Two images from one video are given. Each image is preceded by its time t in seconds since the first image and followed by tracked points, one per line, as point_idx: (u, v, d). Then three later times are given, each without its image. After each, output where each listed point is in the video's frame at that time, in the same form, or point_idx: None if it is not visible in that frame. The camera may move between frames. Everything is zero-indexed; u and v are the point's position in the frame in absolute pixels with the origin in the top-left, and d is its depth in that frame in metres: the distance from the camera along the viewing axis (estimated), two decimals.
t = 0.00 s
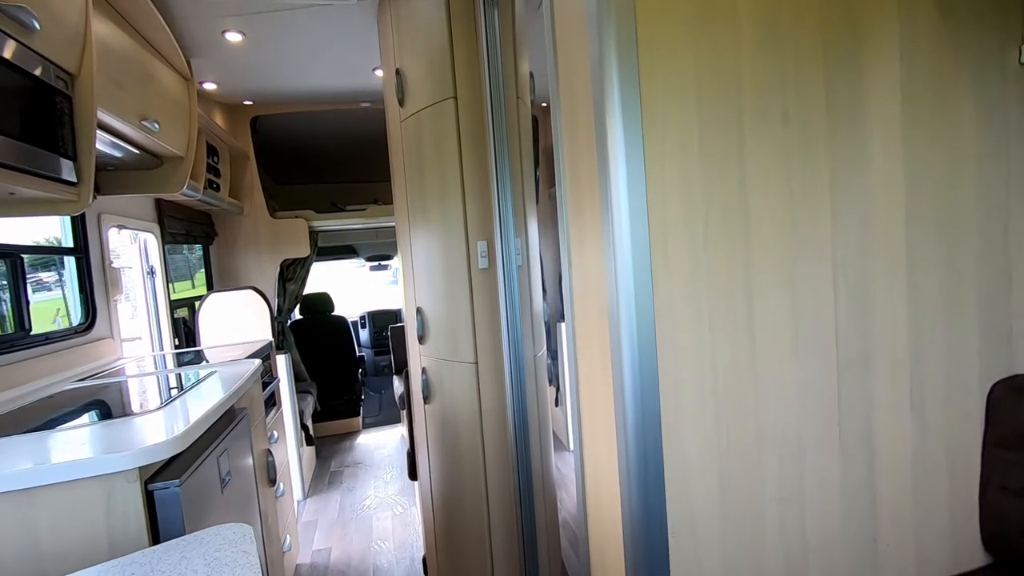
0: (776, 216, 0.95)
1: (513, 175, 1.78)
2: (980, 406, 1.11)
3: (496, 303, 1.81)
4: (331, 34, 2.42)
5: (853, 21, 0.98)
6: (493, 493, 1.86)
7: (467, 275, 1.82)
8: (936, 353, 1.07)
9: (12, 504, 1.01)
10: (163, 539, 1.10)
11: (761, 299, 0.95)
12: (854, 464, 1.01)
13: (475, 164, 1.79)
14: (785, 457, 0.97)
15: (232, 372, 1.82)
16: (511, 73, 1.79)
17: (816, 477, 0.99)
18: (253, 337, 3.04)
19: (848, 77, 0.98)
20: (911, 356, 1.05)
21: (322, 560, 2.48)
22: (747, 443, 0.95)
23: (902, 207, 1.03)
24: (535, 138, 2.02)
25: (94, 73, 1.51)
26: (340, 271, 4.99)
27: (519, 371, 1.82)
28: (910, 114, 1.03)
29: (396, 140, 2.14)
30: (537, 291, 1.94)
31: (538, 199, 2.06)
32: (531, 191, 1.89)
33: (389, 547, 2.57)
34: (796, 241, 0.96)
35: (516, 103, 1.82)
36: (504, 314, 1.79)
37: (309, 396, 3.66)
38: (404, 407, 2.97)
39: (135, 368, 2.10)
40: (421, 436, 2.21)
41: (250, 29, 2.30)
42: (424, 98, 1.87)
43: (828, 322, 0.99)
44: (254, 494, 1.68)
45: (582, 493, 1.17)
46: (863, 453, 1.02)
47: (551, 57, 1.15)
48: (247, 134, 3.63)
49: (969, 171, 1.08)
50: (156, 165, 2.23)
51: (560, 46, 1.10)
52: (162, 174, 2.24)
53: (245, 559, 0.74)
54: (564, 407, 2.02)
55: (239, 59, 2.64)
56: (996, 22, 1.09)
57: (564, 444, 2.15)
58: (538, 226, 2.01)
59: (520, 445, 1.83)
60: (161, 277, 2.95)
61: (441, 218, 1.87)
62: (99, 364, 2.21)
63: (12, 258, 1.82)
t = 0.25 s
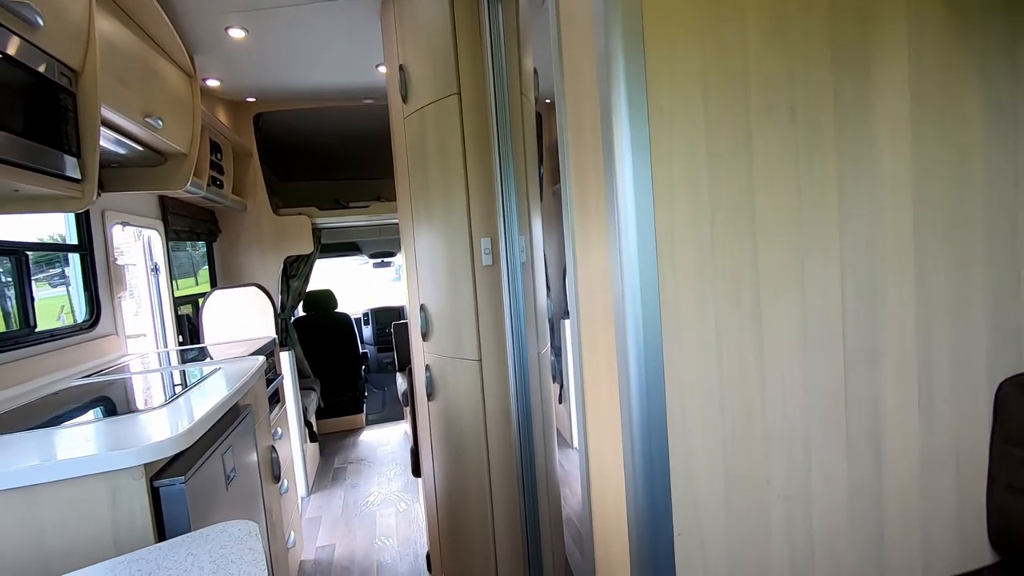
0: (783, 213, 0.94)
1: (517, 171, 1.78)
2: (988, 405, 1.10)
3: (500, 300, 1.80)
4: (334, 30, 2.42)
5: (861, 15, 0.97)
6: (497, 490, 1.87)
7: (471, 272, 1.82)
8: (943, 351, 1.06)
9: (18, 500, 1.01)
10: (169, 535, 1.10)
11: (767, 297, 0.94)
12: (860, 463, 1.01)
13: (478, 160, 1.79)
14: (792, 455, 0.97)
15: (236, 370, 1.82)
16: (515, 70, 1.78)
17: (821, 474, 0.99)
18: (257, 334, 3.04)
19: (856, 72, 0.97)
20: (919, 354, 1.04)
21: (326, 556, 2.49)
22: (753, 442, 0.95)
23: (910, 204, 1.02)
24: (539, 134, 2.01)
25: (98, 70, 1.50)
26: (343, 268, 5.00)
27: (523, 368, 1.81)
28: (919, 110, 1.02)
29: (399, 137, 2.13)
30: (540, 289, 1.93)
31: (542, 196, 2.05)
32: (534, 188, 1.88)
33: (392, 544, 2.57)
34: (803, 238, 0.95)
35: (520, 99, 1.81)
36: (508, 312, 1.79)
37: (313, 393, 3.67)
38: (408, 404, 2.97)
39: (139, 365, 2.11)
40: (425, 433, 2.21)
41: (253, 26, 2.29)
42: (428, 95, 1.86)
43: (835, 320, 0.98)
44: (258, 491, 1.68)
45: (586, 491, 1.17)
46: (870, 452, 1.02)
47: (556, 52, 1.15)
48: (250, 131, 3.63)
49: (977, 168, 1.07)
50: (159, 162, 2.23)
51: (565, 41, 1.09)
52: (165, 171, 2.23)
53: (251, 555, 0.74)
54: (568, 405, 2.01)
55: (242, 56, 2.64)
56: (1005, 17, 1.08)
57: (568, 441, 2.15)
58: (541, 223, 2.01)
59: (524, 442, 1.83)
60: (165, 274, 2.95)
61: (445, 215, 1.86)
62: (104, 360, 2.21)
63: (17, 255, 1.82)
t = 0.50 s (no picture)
0: (788, 210, 0.94)
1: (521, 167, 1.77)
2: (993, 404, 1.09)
3: (504, 296, 1.80)
4: (339, 26, 2.42)
5: (869, 12, 0.96)
6: (500, 485, 1.87)
7: (475, 268, 1.82)
8: (949, 349, 1.06)
9: (27, 492, 1.02)
10: (175, 528, 1.11)
11: (772, 294, 0.94)
12: (864, 461, 1.01)
13: (483, 156, 1.79)
14: (795, 453, 0.97)
15: (241, 364, 1.83)
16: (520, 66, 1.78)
17: (825, 471, 0.99)
18: (261, 329, 3.04)
19: (863, 69, 0.97)
20: (923, 352, 1.04)
21: (330, 550, 2.50)
22: (757, 439, 0.95)
23: (917, 201, 1.01)
24: (543, 129, 2.01)
25: (104, 66, 1.51)
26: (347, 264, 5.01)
27: (526, 364, 1.81)
28: (926, 106, 1.01)
29: (403, 133, 2.13)
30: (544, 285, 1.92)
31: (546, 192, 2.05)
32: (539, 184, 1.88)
33: (396, 538, 2.58)
34: (809, 236, 0.95)
35: (525, 95, 1.81)
36: (512, 308, 1.79)
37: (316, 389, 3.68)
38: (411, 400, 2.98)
39: (144, 360, 2.12)
40: (428, 428, 2.22)
41: (258, 21, 2.29)
42: (433, 91, 1.86)
43: (840, 318, 0.98)
44: (263, 485, 1.69)
45: (590, 487, 1.17)
46: (874, 450, 1.01)
47: (561, 48, 1.14)
48: (255, 127, 3.63)
49: (985, 166, 1.07)
50: (164, 158, 2.24)
51: (571, 37, 1.08)
52: (170, 167, 2.24)
53: (257, 548, 0.75)
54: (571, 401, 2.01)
55: (247, 51, 2.64)
56: (1014, 13, 1.07)
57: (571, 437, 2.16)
58: (545, 219, 2.01)
59: (527, 438, 1.83)
60: (170, 269, 2.96)
61: (449, 211, 1.86)
62: (110, 355, 2.23)
63: (23, 249, 1.83)
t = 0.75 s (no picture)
0: (789, 213, 0.94)
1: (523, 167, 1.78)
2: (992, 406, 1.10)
3: (505, 295, 1.81)
4: (342, 25, 2.42)
5: (871, 15, 0.97)
6: (500, 483, 1.88)
7: (476, 268, 1.83)
8: (948, 352, 1.06)
9: (31, 488, 1.03)
10: (178, 525, 1.12)
11: (772, 296, 0.94)
12: (862, 463, 1.01)
13: (485, 156, 1.79)
14: (794, 454, 0.97)
15: (243, 362, 1.84)
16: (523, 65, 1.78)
17: (823, 472, 0.99)
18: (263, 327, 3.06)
19: (864, 73, 0.97)
20: (922, 355, 1.04)
21: (330, 547, 2.52)
22: (756, 440, 0.95)
23: (917, 205, 1.02)
24: (546, 129, 2.01)
25: (108, 64, 1.51)
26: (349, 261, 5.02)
27: (527, 364, 1.82)
28: (927, 109, 1.01)
29: (406, 131, 2.14)
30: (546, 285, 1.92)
31: (548, 192, 2.05)
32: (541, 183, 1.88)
33: (396, 536, 2.60)
34: (809, 239, 0.95)
35: (527, 94, 1.81)
36: (514, 307, 1.79)
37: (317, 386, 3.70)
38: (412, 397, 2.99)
39: (147, 356, 2.13)
40: (429, 426, 2.23)
41: (261, 19, 2.30)
42: (435, 90, 1.86)
43: (839, 320, 0.98)
44: (265, 482, 1.70)
45: (589, 486, 1.18)
46: (872, 452, 1.02)
47: (564, 50, 1.15)
48: (257, 125, 3.64)
49: (985, 170, 1.07)
50: (167, 155, 2.24)
51: (574, 38, 1.09)
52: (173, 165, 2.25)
53: (260, 545, 0.76)
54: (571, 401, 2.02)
55: (250, 49, 2.65)
56: (1016, 17, 1.07)
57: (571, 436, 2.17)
58: (547, 218, 2.02)
59: (527, 437, 1.84)
60: (173, 266, 2.97)
61: (451, 210, 1.87)
62: (113, 351, 2.24)
63: (27, 245, 1.84)
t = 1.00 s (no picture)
0: (788, 215, 0.94)
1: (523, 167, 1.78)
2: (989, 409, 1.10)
3: (504, 295, 1.81)
4: (342, 24, 2.42)
5: (871, 17, 0.97)
6: (499, 483, 1.88)
7: (476, 267, 1.83)
8: (946, 354, 1.07)
9: (30, 485, 1.03)
10: (177, 523, 1.12)
11: (770, 298, 0.95)
12: (860, 464, 1.02)
13: (485, 156, 1.79)
14: (792, 455, 0.98)
15: (243, 360, 1.84)
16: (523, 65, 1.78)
17: (821, 473, 1.00)
18: (263, 325, 3.06)
19: (864, 75, 0.97)
20: (920, 357, 1.05)
21: (329, 546, 2.52)
22: (754, 441, 0.95)
23: (915, 207, 1.02)
24: (546, 129, 2.01)
25: (108, 63, 1.52)
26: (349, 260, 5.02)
27: (527, 364, 1.82)
28: (926, 112, 1.02)
29: (406, 130, 2.14)
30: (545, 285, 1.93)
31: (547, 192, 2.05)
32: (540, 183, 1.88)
33: (394, 535, 2.60)
34: (808, 241, 0.95)
35: (527, 94, 1.81)
36: (513, 307, 1.79)
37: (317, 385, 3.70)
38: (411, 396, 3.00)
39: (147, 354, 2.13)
40: (428, 426, 2.23)
41: (261, 18, 2.30)
42: (435, 90, 1.86)
43: (837, 322, 0.98)
44: (264, 481, 1.71)
45: (588, 486, 1.18)
46: (870, 453, 1.02)
47: (564, 50, 1.15)
48: (258, 123, 3.64)
49: (984, 172, 1.07)
50: (168, 154, 2.24)
51: (574, 39, 1.09)
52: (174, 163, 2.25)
53: (258, 544, 0.76)
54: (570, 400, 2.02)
55: (251, 48, 2.65)
56: (1016, 21, 1.08)
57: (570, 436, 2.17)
58: (547, 218, 2.02)
59: (526, 436, 1.84)
60: (173, 264, 2.98)
61: (451, 209, 1.87)
62: (113, 349, 2.24)
63: (27, 243, 1.85)
